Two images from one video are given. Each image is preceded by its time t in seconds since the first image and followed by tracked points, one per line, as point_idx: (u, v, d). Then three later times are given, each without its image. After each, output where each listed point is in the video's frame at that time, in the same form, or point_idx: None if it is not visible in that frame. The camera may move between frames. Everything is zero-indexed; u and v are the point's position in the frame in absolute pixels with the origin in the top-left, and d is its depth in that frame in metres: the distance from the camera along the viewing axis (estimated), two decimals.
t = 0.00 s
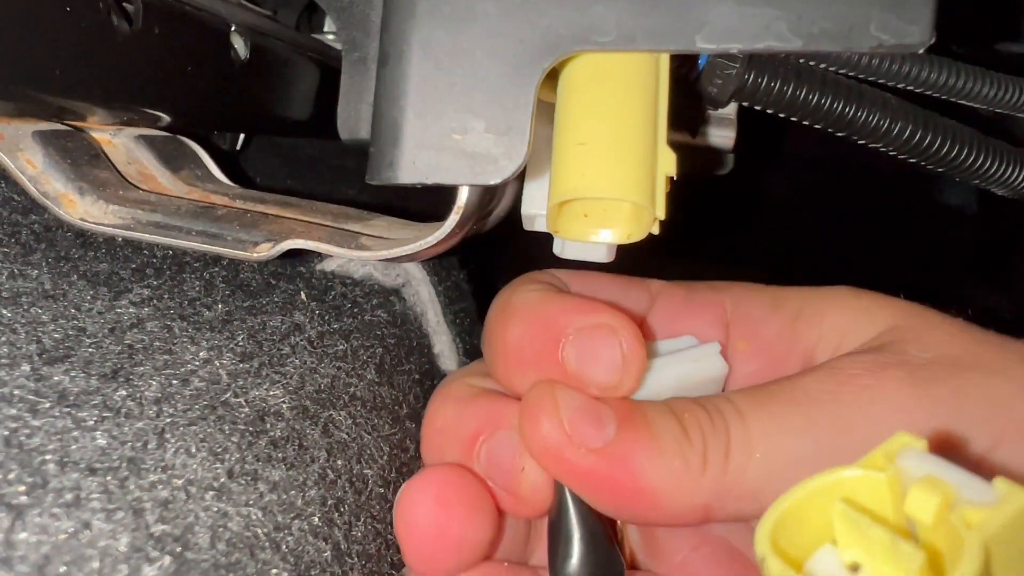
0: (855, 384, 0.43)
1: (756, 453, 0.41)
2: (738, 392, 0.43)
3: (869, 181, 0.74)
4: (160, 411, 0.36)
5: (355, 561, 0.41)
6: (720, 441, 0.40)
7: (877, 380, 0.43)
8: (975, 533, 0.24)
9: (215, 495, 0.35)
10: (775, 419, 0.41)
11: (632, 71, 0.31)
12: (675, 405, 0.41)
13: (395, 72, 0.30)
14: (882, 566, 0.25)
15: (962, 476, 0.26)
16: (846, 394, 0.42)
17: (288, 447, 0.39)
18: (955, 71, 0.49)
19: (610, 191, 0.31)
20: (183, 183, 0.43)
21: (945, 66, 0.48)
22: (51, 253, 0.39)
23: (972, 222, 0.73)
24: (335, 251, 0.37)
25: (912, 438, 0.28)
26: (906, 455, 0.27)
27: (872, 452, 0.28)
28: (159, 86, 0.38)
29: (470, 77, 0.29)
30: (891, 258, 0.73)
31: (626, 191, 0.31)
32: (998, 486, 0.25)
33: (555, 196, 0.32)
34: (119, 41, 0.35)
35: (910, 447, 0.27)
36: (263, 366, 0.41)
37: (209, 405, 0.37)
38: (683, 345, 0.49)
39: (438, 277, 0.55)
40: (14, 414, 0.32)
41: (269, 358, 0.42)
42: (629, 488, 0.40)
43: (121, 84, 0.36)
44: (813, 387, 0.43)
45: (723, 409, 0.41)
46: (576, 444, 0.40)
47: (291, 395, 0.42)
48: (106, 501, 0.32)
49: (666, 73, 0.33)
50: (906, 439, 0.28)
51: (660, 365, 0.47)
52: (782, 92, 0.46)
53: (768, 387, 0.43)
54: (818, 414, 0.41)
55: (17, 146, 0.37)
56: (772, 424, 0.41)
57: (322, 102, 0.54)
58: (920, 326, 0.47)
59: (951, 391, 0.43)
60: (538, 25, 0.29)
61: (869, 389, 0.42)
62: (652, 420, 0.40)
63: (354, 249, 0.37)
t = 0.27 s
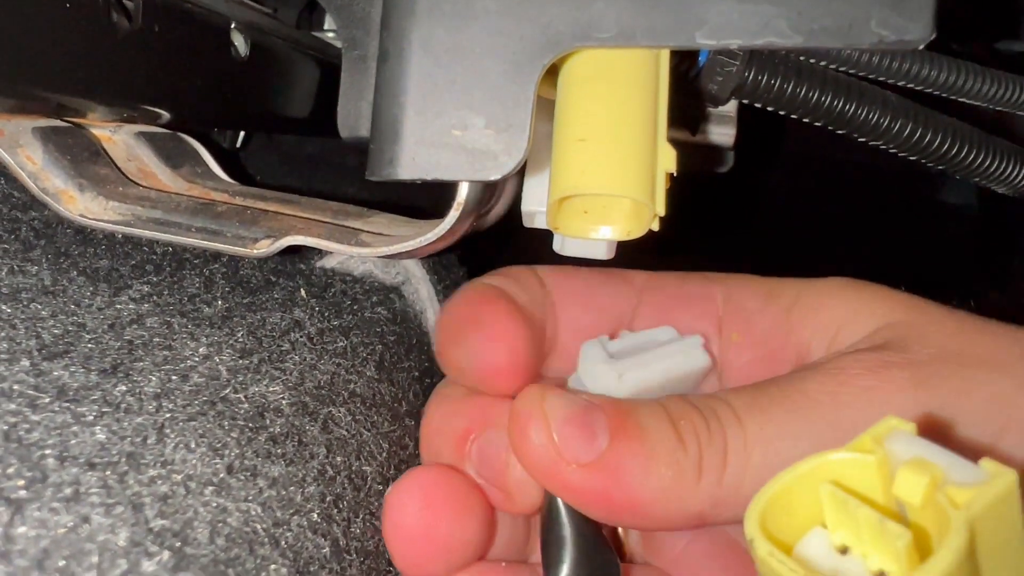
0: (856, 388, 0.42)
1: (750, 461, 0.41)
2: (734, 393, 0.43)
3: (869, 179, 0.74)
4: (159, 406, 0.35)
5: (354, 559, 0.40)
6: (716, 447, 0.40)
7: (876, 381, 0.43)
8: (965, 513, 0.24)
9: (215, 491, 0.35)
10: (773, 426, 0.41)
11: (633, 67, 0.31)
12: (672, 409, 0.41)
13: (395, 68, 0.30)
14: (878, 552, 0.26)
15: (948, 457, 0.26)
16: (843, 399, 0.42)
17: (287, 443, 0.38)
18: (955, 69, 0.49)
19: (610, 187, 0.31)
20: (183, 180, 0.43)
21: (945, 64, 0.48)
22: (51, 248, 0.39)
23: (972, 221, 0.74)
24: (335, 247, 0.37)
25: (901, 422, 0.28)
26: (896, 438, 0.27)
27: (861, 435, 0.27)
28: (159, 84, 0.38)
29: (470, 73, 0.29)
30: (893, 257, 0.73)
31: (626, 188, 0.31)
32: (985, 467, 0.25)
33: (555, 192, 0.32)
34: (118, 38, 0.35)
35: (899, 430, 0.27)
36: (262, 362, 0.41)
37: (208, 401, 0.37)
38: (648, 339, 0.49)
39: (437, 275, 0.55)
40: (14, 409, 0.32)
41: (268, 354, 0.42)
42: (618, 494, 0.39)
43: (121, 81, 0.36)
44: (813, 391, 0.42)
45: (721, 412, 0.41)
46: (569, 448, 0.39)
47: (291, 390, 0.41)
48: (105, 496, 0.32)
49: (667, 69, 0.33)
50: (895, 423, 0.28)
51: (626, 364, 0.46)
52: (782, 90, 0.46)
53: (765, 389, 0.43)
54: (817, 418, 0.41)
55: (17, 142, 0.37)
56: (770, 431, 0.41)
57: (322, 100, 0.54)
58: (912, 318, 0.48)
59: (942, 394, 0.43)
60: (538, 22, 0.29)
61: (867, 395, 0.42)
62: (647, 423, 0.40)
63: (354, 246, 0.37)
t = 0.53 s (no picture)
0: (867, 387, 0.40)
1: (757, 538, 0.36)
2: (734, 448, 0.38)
3: (868, 179, 0.74)
4: (163, 394, 0.35)
5: (358, 547, 0.39)
6: (713, 529, 0.35)
7: (917, 358, 0.40)
8: None
9: (219, 477, 0.33)
10: (775, 499, 0.36)
11: (634, 63, 0.31)
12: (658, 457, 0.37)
13: (397, 64, 0.30)
14: (978, 511, 0.24)
15: None
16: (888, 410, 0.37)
17: (291, 431, 0.37)
18: (956, 67, 0.49)
19: (612, 183, 0.31)
20: (185, 176, 0.43)
21: (946, 61, 0.48)
22: (54, 244, 0.40)
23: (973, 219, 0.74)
24: (337, 243, 0.37)
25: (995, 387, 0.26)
26: (996, 403, 0.25)
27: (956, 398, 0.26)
28: (161, 80, 0.38)
29: (473, 69, 0.29)
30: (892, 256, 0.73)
31: (627, 184, 0.31)
32: None
33: (556, 189, 0.32)
34: (120, 34, 0.35)
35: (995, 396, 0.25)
36: (265, 352, 0.40)
37: (212, 389, 0.37)
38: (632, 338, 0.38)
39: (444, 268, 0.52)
40: (18, 397, 0.32)
41: (271, 345, 0.41)
42: None
43: (124, 77, 0.36)
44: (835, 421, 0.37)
45: (718, 482, 0.36)
46: (555, 552, 0.36)
47: (295, 379, 0.40)
48: (109, 482, 0.31)
49: (667, 65, 0.33)
50: (989, 388, 0.26)
51: (607, 377, 0.37)
52: (783, 86, 0.46)
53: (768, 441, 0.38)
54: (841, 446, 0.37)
55: (19, 137, 0.37)
56: (766, 505, 0.36)
57: (324, 98, 0.54)
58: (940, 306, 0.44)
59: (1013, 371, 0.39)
60: (540, 18, 0.29)
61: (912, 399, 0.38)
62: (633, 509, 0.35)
63: (356, 242, 0.37)
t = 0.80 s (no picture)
0: (925, 404, 0.37)
1: None
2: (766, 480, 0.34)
3: (871, 176, 0.74)
4: (165, 390, 0.35)
5: (361, 543, 0.38)
6: (713, 574, 0.32)
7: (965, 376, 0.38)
8: None
9: (221, 472, 0.33)
10: (795, 542, 0.32)
11: (634, 61, 0.31)
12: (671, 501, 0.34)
13: (398, 62, 0.30)
14: None
15: None
16: (939, 443, 0.35)
17: (293, 426, 0.37)
18: (956, 65, 0.49)
19: (612, 182, 0.31)
20: (186, 175, 0.43)
21: (946, 60, 0.48)
22: (56, 242, 0.40)
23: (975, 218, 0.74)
24: (337, 242, 0.37)
25: None
26: None
27: None
28: (161, 78, 0.38)
29: (473, 67, 0.30)
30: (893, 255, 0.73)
31: (627, 183, 0.31)
32: None
33: (557, 187, 0.32)
34: (122, 31, 0.35)
35: None
36: (267, 348, 0.41)
37: (214, 384, 0.37)
38: (576, 396, 0.34)
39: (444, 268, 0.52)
40: (20, 393, 0.32)
41: (272, 341, 0.41)
42: None
43: (125, 75, 0.36)
44: (879, 447, 0.35)
45: (725, 525, 0.33)
46: None
47: (296, 374, 0.40)
48: (111, 477, 0.31)
49: (667, 64, 0.33)
50: None
51: (564, 450, 0.34)
52: (784, 85, 0.46)
53: (798, 469, 0.34)
54: (876, 476, 0.34)
55: (21, 135, 0.37)
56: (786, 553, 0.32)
57: (324, 97, 0.54)
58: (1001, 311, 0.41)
59: None
60: (540, 16, 0.29)
61: (964, 429, 0.35)
62: (624, 556, 0.33)
63: (356, 240, 0.37)
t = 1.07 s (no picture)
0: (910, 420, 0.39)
1: None
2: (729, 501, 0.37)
3: (873, 176, 0.74)
4: (167, 388, 0.35)
5: (363, 540, 0.38)
6: None
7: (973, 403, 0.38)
8: None
9: (223, 469, 0.34)
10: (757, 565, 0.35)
11: (633, 60, 0.31)
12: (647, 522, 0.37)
13: (399, 61, 0.30)
14: None
15: None
16: (914, 470, 0.35)
17: (295, 424, 0.38)
18: (957, 64, 0.49)
19: (612, 181, 0.31)
20: (187, 174, 0.43)
21: (946, 59, 0.49)
22: (58, 241, 0.40)
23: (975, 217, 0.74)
24: (338, 241, 0.37)
25: None
26: None
27: None
28: (162, 77, 0.38)
29: (473, 67, 0.30)
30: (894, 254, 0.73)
31: (627, 182, 0.31)
32: None
33: (557, 186, 0.32)
34: (123, 31, 0.35)
35: None
36: (268, 347, 0.41)
37: (216, 382, 0.37)
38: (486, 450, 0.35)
39: (444, 268, 0.54)
40: (22, 391, 0.32)
41: (274, 339, 0.41)
42: None
43: (126, 74, 0.36)
44: (853, 468, 0.36)
45: (679, 541, 0.36)
46: None
47: (298, 373, 0.40)
48: (114, 474, 0.31)
49: (667, 63, 0.33)
50: None
51: (515, 493, 0.37)
52: (784, 85, 0.46)
53: (766, 487, 0.37)
54: (848, 504, 0.35)
55: (23, 135, 0.37)
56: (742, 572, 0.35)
57: (325, 96, 0.54)
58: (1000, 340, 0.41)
59: None
60: (541, 15, 0.29)
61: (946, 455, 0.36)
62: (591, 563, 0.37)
63: (356, 240, 0.37)
